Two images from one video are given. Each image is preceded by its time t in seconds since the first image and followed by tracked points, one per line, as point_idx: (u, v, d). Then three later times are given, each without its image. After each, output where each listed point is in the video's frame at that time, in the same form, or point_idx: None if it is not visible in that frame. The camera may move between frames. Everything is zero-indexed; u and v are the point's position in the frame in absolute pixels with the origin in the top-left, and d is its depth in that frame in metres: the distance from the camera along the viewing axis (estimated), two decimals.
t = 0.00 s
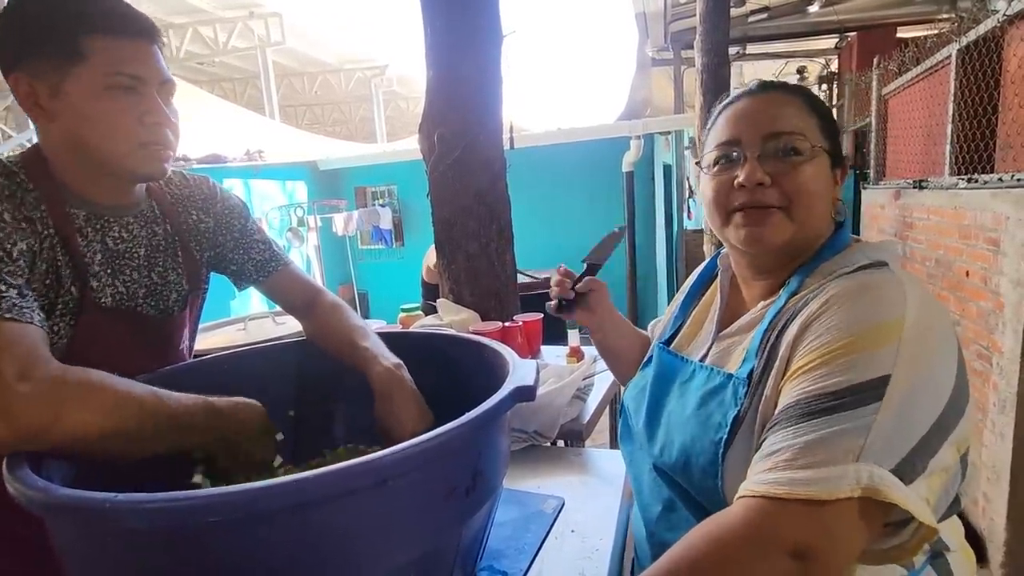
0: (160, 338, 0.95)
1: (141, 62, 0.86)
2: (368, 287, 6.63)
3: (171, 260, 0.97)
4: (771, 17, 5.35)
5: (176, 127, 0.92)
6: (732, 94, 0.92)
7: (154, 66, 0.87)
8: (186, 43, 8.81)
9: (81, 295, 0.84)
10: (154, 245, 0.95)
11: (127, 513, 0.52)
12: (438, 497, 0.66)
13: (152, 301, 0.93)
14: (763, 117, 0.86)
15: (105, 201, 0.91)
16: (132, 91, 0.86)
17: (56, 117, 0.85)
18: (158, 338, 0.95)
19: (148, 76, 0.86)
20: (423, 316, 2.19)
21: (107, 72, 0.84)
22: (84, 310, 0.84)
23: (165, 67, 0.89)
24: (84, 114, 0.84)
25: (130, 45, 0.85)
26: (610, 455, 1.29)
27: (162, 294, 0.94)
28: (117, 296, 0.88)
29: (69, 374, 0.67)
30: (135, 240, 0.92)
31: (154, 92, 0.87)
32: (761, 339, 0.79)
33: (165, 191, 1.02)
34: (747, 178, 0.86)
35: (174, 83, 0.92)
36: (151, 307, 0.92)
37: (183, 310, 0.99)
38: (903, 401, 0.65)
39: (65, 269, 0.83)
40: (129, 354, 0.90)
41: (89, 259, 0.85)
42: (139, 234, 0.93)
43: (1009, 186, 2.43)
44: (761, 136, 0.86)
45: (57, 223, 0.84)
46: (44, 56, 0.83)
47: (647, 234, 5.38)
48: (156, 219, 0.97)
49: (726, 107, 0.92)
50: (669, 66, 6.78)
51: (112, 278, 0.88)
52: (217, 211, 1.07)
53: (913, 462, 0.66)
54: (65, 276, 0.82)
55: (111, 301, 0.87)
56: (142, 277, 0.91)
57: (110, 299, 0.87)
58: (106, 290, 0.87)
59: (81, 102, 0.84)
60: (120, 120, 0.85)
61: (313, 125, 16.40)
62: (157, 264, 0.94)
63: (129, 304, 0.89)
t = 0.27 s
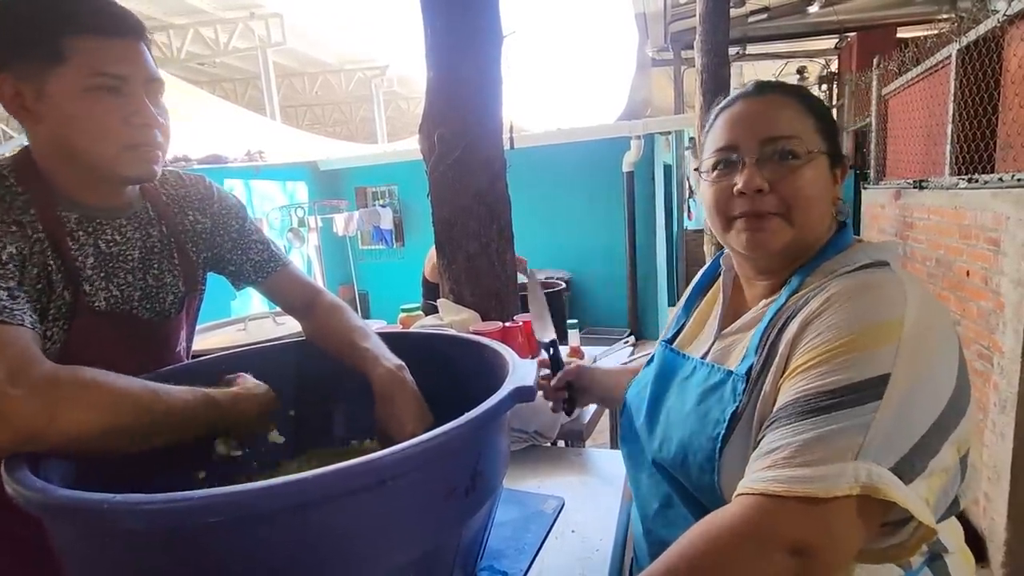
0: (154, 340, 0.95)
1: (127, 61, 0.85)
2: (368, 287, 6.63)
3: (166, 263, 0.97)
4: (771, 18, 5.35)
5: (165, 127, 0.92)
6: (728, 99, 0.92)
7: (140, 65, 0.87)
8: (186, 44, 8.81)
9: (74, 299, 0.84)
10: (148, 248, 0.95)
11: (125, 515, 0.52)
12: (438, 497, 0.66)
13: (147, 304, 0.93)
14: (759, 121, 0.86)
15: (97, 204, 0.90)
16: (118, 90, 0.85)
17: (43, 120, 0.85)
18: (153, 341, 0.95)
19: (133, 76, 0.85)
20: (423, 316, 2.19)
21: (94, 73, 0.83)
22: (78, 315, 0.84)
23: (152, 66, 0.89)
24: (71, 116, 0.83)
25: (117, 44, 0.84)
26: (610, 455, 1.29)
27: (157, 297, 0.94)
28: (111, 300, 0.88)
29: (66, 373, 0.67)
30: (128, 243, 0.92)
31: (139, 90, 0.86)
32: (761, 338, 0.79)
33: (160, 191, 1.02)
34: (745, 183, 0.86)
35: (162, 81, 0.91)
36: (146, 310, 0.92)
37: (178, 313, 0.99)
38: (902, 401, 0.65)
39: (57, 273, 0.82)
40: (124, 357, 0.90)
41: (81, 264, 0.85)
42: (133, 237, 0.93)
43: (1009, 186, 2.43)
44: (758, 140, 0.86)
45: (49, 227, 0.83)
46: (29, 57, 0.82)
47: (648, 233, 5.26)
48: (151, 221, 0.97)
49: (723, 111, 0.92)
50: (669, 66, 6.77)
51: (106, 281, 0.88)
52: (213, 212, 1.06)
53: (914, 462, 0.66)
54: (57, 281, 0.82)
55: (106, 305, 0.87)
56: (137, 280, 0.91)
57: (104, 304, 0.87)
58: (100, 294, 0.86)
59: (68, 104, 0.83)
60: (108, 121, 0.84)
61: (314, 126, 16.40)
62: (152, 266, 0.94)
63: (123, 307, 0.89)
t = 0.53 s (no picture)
0: (154, 342, 0.95)
1: (121, 60, 0.85)
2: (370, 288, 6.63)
3: (166, 264, 0.97)
4: (773, 18, 5.34)
5: (162, 126, 0.92)
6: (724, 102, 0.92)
7: (136, 64, 0.86)
8: (188, 45, 8.82)
9: (71, 302, 0.84)
10: (147, 250, 0.95)
11: (128, 515, 0.52)
12: (440, 498, 0.66)
13: (147, 307, 0.93)
14: (754, 125, 0.86)
15: (93, 206, 0.90)
16: (112, 90, 0.85)
17: (39, 121, 0.85)
18: (152, 343, 0.95)
19: (128, 76, 0.85)
20: (425, 317, 2.19)
21: (89, 73, 0.83)
22: (76, 317, 0.84)
23: (148, 65, 0.89)
24: (65, 117, 0.83)
25: (111, 43, 0.84)
26: (612, 456, 1.29)
27: (157, 299, 0.94)
28: (109, 302, 0.88)
29: (66, 372, 0.67)
30: (126, 244, 0.92)
31: (134, 89, 0.86)
32: (761, 338, 0.79)
33: (159, 192, 1.02)
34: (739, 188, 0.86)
35: (158, 80, 0.91)
36: (145, 313, 0.92)
37: (177, 315, 0.99)
38: (902, 401, 0.65)
39: (53, 276, 0.82)
40: (124, 359, 0.90)
41: (78, 266, 0.85)
42: (131, 238, 0.93)
43: (1012, 187, 2.42)
44: (752, 145, 0.86)
45: (45, 230, 0.84)
46: (22, 57, 0.82)
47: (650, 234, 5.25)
48: (150, 223, 0.97)
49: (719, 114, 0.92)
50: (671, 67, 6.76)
51: (105, 284, 0.88)
52: (213, 213, 1.07)
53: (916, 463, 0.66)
54: (53, 283, 0.82)
55: (104, 308, 0.87)
56: (135, 281, 0.91)
57: (102, 306, 0.87)
58: (98, 296, 0.87)
59: (63, 105, 0.83)
60: (103, 121, 0.84)
61: (316, 127, 16.41)
62: (151, 268, 0.94)
63: (122, 309, 0.89)
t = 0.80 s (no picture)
0: (164, 343, 0.95)
1: (129, 61, 0.85)
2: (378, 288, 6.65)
3: (176, 265, 0.97)
4: (783, 19, 5.32)
5: (171, 126, 0.92)
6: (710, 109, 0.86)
7: (145, 65, 0.87)
8: (200, 47, 8.88)
9: (81, 303, 0.84)
10: (157, 250, 0.95)
11: (141, 513, 0.52)
12: (449, 500, 0.66)
13: (158, 308, 0.93)
14: (717, 156, 0.82)
15: (105, 208, 0.91)
16: (120, 90, 0.85)
17: (49, 121, 0.85)
18: (163, 344, 0.95)
19: (134, 76, 0.86)
20: (433, 318, 2.19)
21: (98, 73, 0.84)
22: (86, 317, 0.85)
23: (158, 66, 0.89)
24: (74, 117, 0.84)
25: (121, 44, 0.85)
26: (619, 457, 1.29)
27: (167, 300, 0.95)
28: (119, 303, 0.88)
29: (79, 372, 0.67)
30: (136, 246, 0.92)
31: (143, 89, 0.87)
32: (774, 340, 0.78)
33: (169, 193, 1.02)
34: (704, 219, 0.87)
35: (167, 81, 0.91)
36: (157, 314, 0.93)
37: (187, 316, 0.99)
38: (917, 410, 0.64)
39: (64, 276, 0.82)
40: (134, 359, 0.91)
41: (88, 266, 0.86)
42: (141, 240, 0.93)
43: None
44: (711, 180, 0.83)
45: (57, 230, 0.84)
46: (32, 56, 0.82)
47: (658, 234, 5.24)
48: (160, 224, 0.97)
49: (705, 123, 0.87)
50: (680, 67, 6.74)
51: (115, 285, 0.88)
52: (223, 214, 1.07)
53: (933, 472, 0.65)
54: (63, 284, 0.82)
55: (114, 308, 0.88)
56: (146, 282, 0.92)
57: (113, 307, 0.88)
58: (109, 297, 0.87)
59: (74, 106, 0.84)
60: (112, 121, 0.85)
61: (325, 128, 16.48)
62: (161, 269, 0.94)
63: (133, 310, 0.90)
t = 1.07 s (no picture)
0: (184, 340, 0.96)
1: (137, 58, 0.85)
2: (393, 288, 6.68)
3: (196, 265, 0.98)
4: (802, 18, 5.26)
5: (186, 124, 0.92)
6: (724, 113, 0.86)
7: (157, 63, 0.87)
8: (220, 49, 8.98)
9: (107, 301, 0.84)
10: (179, 249, 0.96)
11: (164, 506, 0.53)
12: (463, 500, 0.65)
13: (178, 306, 0.94)
14: (725, 162, 0.82)
15: (130, 206, 0.91)
16: (120, 85, 0.85)
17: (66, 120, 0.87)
18: (183, 342, 0.96)
19: (141, 73, 0.86)
20: (448, 318, 2.20)
21: (106, 71, 0.84)
22: (111, 315, 0.85)
23: (174, 66, 0.89)
24: (83, 115, 0.85)
25: (132, 42, 0.85)
26: (632, 456, 1.28)
27: (188, 300, 0.95)
28: (141, 301, 0.88)
29: (105, 370, 0.67)
30: (159, 245, 0.92)
31: (145, 85, 0.86)
32: (797, 343, 0.76)
33: (191, 193, 1.03)
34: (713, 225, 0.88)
35: (186, 82, 0.92)
36: (177, 313, 0.93)
37: (207, 316, 0.99)
38: (945, 419, 0.62)
39: (91, 274, 0.82)
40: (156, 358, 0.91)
41: (113, 265, 0.85)
42: (164, 239, 0.94)
43: None
44: (717, 187, 0.84)
45: (85, 230, 0.83)
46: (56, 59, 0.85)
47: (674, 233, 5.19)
48: (182, 223, 0.97)
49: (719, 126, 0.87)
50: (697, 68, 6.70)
51: (137, 283, 0.88)
52: (243, 214, 1.08)
53: (960, 481, 0.64)
54: (90, 282, 0.82)
55: (136, 307, 0.88)
56: (168, 282, 0.92)
57: (134, 305, 0.88)
58: (131, 295, 0.87)
59: (75, 104, 0.85)
60: (121, 118, 0.85)
61: (342, 129, 16.59)
62: (182, 268, 0.95)
63: (154, 308, 0.90)
